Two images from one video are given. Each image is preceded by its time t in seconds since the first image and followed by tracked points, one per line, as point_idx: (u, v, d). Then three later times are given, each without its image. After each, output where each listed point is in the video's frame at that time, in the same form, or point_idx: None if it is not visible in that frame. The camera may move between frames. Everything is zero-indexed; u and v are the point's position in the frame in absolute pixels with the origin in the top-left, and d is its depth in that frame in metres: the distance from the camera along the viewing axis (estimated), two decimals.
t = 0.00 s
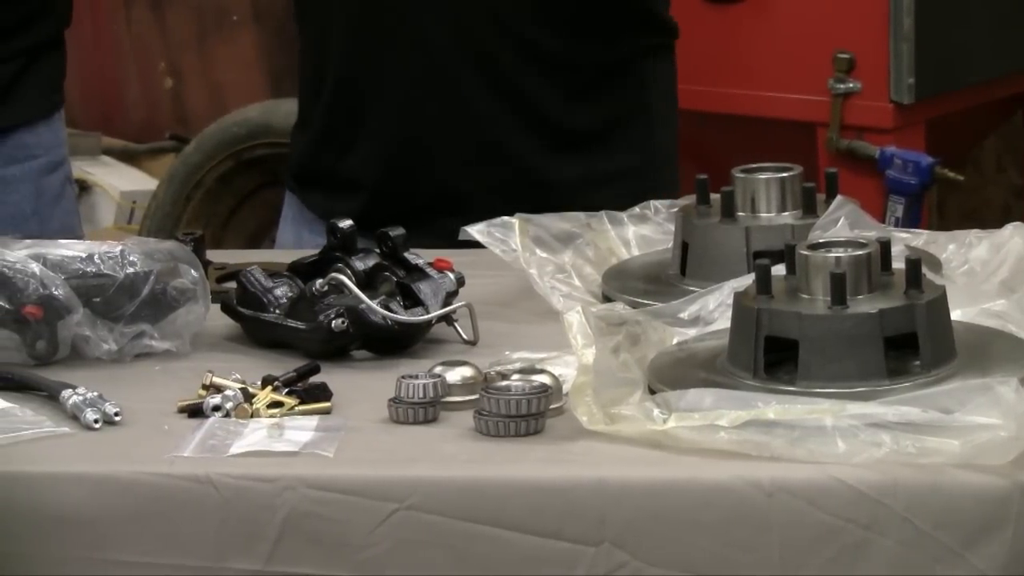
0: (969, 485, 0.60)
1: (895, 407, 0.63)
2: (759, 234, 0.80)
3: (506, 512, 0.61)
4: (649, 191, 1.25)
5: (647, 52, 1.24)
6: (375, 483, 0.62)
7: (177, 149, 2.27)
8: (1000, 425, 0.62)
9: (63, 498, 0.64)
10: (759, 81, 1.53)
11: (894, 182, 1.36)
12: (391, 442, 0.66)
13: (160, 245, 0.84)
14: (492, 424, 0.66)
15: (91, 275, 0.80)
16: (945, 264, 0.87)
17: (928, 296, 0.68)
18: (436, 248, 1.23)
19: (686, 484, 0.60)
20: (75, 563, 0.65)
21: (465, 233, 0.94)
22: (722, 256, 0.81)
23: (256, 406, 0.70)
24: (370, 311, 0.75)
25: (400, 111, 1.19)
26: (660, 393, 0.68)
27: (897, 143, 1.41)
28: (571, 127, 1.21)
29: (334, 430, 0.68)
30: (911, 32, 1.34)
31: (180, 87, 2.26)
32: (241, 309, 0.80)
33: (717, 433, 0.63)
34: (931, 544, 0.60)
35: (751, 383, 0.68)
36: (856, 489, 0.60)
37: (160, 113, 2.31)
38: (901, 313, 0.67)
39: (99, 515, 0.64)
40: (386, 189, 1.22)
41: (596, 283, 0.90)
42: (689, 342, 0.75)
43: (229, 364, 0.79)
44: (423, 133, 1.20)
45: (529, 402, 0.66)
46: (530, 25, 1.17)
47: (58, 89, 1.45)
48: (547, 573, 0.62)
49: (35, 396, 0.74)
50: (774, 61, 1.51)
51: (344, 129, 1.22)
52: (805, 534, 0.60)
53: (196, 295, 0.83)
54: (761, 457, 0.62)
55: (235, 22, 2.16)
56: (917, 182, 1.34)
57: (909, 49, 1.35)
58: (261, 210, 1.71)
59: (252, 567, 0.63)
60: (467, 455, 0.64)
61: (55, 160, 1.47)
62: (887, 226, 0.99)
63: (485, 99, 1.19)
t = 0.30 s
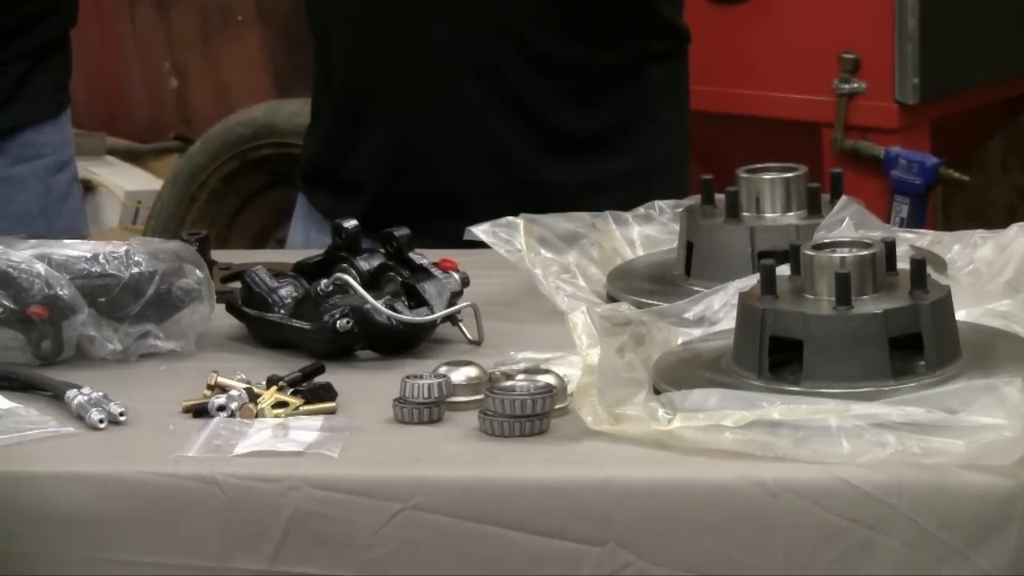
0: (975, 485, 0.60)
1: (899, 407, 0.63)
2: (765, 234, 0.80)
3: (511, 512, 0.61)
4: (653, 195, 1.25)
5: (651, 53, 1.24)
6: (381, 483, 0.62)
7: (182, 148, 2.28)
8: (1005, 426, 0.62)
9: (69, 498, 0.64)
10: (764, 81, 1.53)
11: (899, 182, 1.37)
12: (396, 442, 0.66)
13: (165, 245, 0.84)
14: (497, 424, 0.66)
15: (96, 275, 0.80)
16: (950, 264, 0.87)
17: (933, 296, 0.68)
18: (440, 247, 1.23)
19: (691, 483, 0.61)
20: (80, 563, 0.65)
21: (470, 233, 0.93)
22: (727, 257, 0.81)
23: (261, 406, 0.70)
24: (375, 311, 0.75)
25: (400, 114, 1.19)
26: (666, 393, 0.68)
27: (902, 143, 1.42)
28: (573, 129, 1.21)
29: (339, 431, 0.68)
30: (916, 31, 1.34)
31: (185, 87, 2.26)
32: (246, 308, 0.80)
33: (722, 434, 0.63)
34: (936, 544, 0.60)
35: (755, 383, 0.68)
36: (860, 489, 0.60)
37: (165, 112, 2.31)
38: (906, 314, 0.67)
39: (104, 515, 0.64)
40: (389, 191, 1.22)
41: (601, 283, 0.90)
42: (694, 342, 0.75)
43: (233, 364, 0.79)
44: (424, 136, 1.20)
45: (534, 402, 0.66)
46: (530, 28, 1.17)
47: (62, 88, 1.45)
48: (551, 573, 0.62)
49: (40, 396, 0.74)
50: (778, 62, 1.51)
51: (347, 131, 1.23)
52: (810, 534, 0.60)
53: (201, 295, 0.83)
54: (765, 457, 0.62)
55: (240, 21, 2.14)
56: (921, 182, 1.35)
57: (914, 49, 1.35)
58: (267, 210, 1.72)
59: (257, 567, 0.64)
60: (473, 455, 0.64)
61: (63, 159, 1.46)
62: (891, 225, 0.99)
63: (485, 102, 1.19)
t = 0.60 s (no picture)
0: (981, 485, 0.60)
1: (905, 407, 0.63)
2: (771, 234, 0.80)
3: (517, 512, 0.61)
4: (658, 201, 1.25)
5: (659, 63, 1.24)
6: (386, 483, 0.62)
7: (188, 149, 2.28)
8: (1011, 426, 0.62)
9: (75, 497, 0.64)
10: (769, 82, 1.53)
11: (905, 183, 1.37)
12: (402, 442, 0.66)
13: (171, 244, 0.84)
14: (503, 424, 0.66)
15: (103, 275, 0.80)
16: (956, 264, 0.87)
17: (939, 296, 0.68)
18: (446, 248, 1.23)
19: (697, 483, 0.61)
20: (86, 563, 0.65)
21: (476, 233, 0.93)
22: (733, 257, 0.81)
23: (267, 406, 0.70)
24: (381, 310, 0.75)
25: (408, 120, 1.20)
26: (672, 393, 0.68)
27: (907, 143, 1.41)
28: (579, 136, 1.21)
29: (345, 430, 0.68)
30: (922, 32, 1.34)
31: (192, 86, 2.25)
32: (253, 308, 0.80)
33: (727, 433, 0.63)
34: (942, 544, 0.60)
35: (762, 383, 0.68)
36: (867, 489, 0.60)
37: (172, 112, 2.30)
38: (912, 313, 0.67)
39: (109, 515, 0.64)
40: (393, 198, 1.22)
41: (607, 283, 0.90)
42: (700, 342, 0.75)
43: (239, 364, 0.79)
44: (430, 141, 1.20)
45: (540, 402, 0.66)
46: (539, 35, 1.17)
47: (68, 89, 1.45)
48: (557, 572, 0.62)
49: (46, 396, 0.74)
50: (784, 62, 1.51)
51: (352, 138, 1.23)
52: (816, 534, 0.60)
53: (207, 295, 0.83)
54: (772, 457, 0.62)
55: (247, 21, 2.16)
56: (927, 182, 1.35)
57: (920, 49, 1.35)
58: (273, 210, 1.72)
59: (262, 567, 0.64)
60: (479, 454, 0.64)
61: (68, 159, 1.46)
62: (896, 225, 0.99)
63: (492, 108, 1.19)
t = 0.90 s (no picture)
0: (989, 486, 0.59)
1: (912, 407, 0.63)
2: (778, 234, 0.80)
3: (524, 512, 0.61)
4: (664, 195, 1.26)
5: (661, 59, 1.25)
6: (393, 483, 0.62)
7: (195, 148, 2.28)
8: (1018, 426, 0.62)
9: (82, 497, 0.64)
10: (775, 81, 1.53)
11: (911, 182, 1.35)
12: (409, 442, 0.66)
13: (178, 244, 0.84)
14: (510, 424, 0.66)
15: (110, 274, 0.80)
16: (963, 264, 0.87)
17: (947, 296, 0.68)
18: (453, 248, 1.23)
19: (705, 484, 0.60)
20: (93, 563, 0.65)
21: (483, 233, 0.93)
22: (740, 256, 0.81)
23: (275, 406, 0.70)
24: (388, 310, 0.75)
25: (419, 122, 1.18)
26: (679, 393, 0.68)
27: (914, 143, 1.42)
28: (589, 133, 1.21)
29: (352, 430, 0.68)
30: (930, 32, 1.34)
31: (199, 85, 2.27)
32: (260, 308, 0.80)
33: (735, 433, 0.64)
34: (949, 545, 0.60)
35: (769, 383, 0.68)
36: (874, 489, 0.60)
37: (179, 113, 2.31)
38: (919, 314, 0.67)
39: (117, 514, 0.64)
40: (405, 200, 1.20)
41: (614, 283, 0.90)
42: (708, 342, 0.75)
43: (245, 364, 0.79)
44: (442, 143, 1.19)
45: (547, 402, 0.66)
46: (550, 34, 1.17)
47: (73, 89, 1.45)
48: (564, 572, 0.62)
49: (53, 395, 0.74)
50: (790, 62, 1.50)
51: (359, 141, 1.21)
52: (823, 534, 0.60)
53: (214, 295, 0.83)
54: (778, 457, 0.62)
55: (254, 21, 2.18)
56: (935, 183, 1.33)
57: (928, 49, 1.35)
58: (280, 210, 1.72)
59: (270, 567, 0.64)
60: (485, 454, 0.64)
61: (73, 161, 1.40)
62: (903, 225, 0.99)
63: (505, 108, 1.19)
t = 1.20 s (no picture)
0: (998, 486, 0.59)
1: (921, 407, 0.63)
2: (786, 234, 0.80)
3: (532, 512, 0.61)
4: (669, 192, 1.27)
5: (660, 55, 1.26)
6: (401, 483, 0.62)
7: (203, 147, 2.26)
8: None
9: (90, 496, 0.64)
10: (782, 80, 1.52)
11: (921, 183, 1.36)
12: (418, 442, 0.66)
13: (187, 244, 0.84)
14: (518, 423, 0.66)
15: (119, 274, 0.80)
16: (972, 264, 0.87)
17: (956, 296, 0.67)
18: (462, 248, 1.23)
19: (713, 484, 0.60)
20: (101, 561, 0.65)
21: (491, 232, 0.93)
22: (749, 256, 0.81)
23: (283, 406, 0.70)
24: (397, 310, 0.75)
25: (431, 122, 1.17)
26: (688, 393, 0.68)
27: (923, 142, 1.41)
28: (598, 131, 1.22)
29: (360, 429, 0.68)
30: (939, 31, 1.34)
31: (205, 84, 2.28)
32: (269, 307, 0.80)
33: (743, 433, 0.64)
34: (958, 545, 0.60)
35: (778, 383, 0.68)
36: (883, 489, 0.60)
37: (186, 113, 2.30)
38: (928, 314, 0.67)
39: (125, 514, 0.64)
40: (418, 200, 1.20)
41: (622, 283, 0.90)
42: (716, 342, 0.75)
43: (254, 364, 0.79)
44: (454, 142, 1.18)
45: (555, 402, 0.66)
46: (561, 31, 1.17)
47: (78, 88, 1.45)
48: (572, 572, 0.62)
49: (62, 394, 0.74)
50: (798, 62, 1.50)
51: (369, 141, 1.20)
52: (831, 534, 0.60)
53: (223, 294, 0.83)
54: (787, 457, 0.62)
55: (263, 20, 2.21)
56: (943, 182, 1.35)
57: (936, 49, 1.35)
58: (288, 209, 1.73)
59: (278, 566, 0.64)
60: (494, 454, 0.64)
61: (77, 163, 1.40)
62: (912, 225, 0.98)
63: (518, 105, 1.18)
